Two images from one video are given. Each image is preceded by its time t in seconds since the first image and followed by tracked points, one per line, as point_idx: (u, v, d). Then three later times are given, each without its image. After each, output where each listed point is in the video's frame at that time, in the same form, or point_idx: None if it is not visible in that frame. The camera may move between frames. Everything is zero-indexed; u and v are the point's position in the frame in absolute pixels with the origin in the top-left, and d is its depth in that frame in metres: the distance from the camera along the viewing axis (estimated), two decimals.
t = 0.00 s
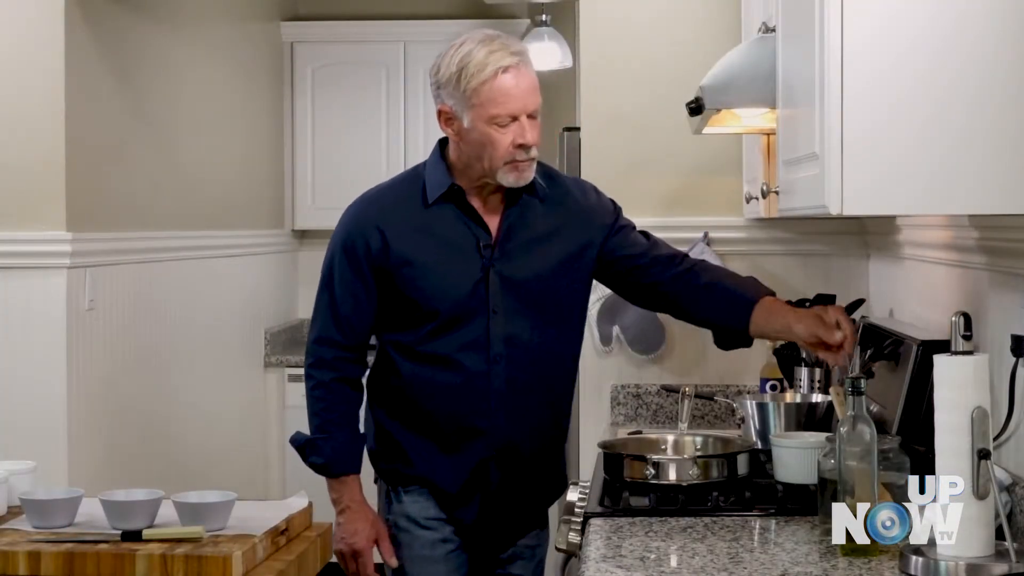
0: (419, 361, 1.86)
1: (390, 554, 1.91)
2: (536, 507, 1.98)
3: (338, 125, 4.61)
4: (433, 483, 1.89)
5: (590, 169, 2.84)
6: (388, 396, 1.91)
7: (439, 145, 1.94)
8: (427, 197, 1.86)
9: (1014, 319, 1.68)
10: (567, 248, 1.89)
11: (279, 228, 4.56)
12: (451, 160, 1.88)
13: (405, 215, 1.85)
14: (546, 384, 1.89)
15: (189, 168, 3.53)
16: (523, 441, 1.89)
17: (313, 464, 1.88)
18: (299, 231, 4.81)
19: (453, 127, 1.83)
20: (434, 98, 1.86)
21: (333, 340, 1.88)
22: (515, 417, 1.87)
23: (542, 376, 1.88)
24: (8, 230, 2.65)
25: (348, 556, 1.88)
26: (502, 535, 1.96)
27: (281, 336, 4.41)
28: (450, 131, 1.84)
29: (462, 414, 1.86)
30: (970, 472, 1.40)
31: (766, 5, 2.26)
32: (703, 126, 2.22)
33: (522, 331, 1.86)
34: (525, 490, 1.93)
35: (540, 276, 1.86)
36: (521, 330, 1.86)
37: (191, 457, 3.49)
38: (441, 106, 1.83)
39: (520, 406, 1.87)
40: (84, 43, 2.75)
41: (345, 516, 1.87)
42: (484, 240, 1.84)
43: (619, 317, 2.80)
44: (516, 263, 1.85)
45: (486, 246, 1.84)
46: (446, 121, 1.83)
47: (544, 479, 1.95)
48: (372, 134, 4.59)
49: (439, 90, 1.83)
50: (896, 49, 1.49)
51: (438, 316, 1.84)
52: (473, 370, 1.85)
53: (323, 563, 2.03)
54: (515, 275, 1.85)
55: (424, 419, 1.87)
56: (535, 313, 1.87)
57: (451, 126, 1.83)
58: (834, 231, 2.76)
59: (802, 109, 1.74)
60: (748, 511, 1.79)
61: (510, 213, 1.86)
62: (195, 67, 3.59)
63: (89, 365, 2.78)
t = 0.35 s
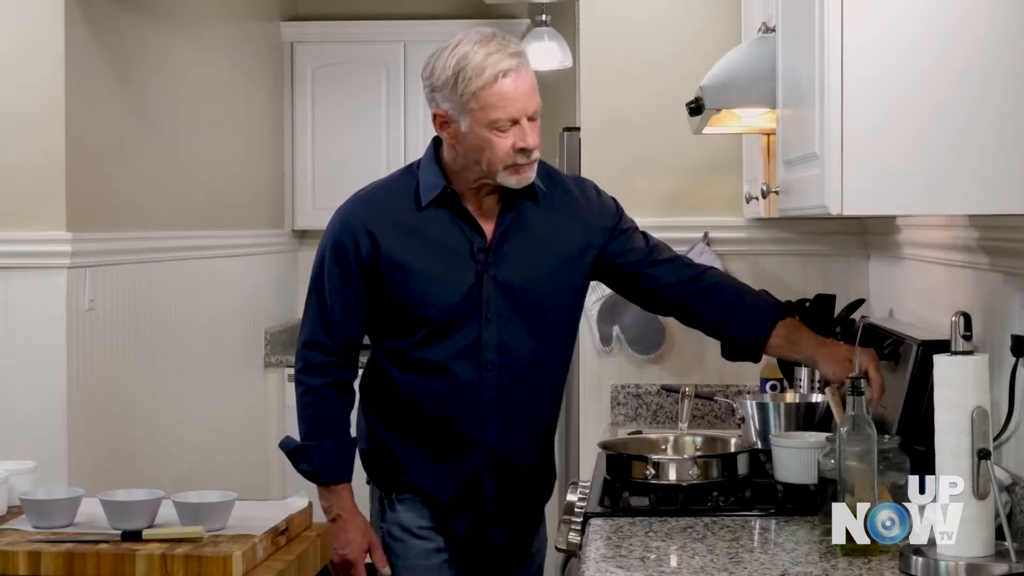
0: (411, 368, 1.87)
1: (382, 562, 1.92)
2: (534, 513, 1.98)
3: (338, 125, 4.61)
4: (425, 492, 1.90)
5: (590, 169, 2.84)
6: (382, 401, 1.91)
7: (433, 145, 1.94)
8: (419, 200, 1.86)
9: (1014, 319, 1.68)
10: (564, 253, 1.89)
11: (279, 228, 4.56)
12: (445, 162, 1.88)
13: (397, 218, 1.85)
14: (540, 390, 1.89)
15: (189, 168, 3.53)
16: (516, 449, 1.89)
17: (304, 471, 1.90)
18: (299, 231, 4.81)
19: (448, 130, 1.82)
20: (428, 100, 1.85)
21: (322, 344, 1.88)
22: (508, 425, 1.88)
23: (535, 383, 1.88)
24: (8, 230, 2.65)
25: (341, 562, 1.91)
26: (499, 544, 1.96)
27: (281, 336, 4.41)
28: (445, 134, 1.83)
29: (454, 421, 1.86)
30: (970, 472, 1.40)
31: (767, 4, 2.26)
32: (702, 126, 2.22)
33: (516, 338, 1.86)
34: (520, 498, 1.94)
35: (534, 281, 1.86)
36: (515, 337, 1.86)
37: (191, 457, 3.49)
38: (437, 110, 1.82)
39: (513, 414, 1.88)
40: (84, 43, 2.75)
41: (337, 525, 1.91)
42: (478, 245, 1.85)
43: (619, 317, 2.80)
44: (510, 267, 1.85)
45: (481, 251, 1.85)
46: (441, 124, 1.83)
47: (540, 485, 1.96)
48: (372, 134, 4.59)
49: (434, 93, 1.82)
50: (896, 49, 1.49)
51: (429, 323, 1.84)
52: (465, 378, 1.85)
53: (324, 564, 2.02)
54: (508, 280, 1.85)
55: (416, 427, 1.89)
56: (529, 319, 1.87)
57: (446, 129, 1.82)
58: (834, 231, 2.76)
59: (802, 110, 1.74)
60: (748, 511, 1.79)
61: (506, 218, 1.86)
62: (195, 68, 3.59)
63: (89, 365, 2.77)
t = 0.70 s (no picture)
0: (411, 371, 1.86)
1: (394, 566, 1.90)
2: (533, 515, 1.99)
3: (339, 125, 4.61)
4: (427, 498, 1.90)
5: (590, 169, 2.84)
6: (382, 403, 1.91)
7: (430, 144, 1.93)
8: (420, 201, 1.85)
9: (1014, 319, 1.68)
10: (566, 255, 1.89)
11: (279, 228, 4.56)
12: (444, 163, 1.87)
13: (398, 220, 1.84)
14: (541, 392, 1.90)
15: (189, 169, 3.53)
16: (517, 452, 1.90)
17: (309, 477, 1.86)
18: (299, 231, 4.81)
19: (457, 133, 1.80)
20: (437, 100, 1.82)
21: (320, 348, 1.86)
22: (510, 429, 1.88)
23: (537, 386, 1.89)
24: (8, 230, 2.65)
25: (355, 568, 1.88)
26: (501, 545, 1.97)
27: (281, 336, 4.41)
28: (452, 136, 1.81)
29: (455, 426, 1.86)
30: (970, 472, 1.40)
31: (767, 4, 2.26)
32: (703, 126, 2.22)
33: (517, 341, 1.86)
34: (521, 500, 1.95)
35: (535, 282, 1.87)
36: (517, 340, 1.86)
37: (191, 457, 3.49)
38: (448, 111, 1.79)
39: (515, 417, 1.88)
40: (84, 43, 2.75)
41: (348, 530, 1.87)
42: (482, 246, 1.85)
43: (619, 318, 2.79)
44: (512, 269, 1.85)
45: (482, 252, 1.85)
46: (451, 127, 1.80)
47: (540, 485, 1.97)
48: (372, 134, 4.59)
49: (446, 94, 1.79)
50: (896, 49, 1.49)
51: (430, 327, 1.84)
52: (467, 381, 1.85)
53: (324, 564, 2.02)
54: (510, 283, 1.85)
55: (417, 432, 1.88)
56: (530, 321, 1.87)
57: (455, 132, 1.80)
58: (834, 232, 2.76)
59: (802, 110, 1.74)
60: (748, 511, 1.79)
61: (507, 220, 1.86)
62: (194, 68, 3.59)
63: (89, 365, 2.77)
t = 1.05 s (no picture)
0: (417, 375, 1.86)
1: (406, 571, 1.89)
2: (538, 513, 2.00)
3: (339, 126, 4.61)
4: (435, 501, 1.89)
5: (590, 169, 2.84)
6: (385, 406, 1.91)
7: (425, 147, 1.92)
8: (422, 206, 1.85)
9: (1014, 319, 1.68)
10: (563, 252, 1.91)
11: (279, 228, 4.56)
12: (443, 167, 1.86)
13: (399, 224, 1.84)
14: (545, 389, 1.91)
15: (189, 169, 3.53)
16: (525, 449, 1.91)
17: (315, 489, 1.84)
18: (299, 231, 4.80)
19: (466, 139, 1.79)
20: (445, 104, 1.80)
21: (322, 357, 1.84)
22: (518, 427, 1.90)
23: (543, 383, 1.91)
24: (8, 229, 2.65)
25: None
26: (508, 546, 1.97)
27: (281, 336, 4.41)
28: (459, 142, 1.79)
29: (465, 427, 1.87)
30: (970, 472, 1.40)
31: (767, 4, 2.26)
32: (703, 126, 2.22)
33: (524, 340, 1.87)
34: (528, 497, 1.96)
35: (537, 280, 1.88)
36: (523, 339, 1.87)
37: (191, 456, 3.48)
38: (459, 118, 1.77)
39: (523, 415, 1.90)
40: (84, 43, 2.75)
41: (359, 541, 1.84)
42: (483, 247, 1.85)
43: (619, 317, 2.80)
44: (514, 270, 1.86)
45: (484, 253, 1.85)
46: (459, 133, 1.78)
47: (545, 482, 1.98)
48: (372, 135, 4.59)
49: (457, 100, 1.77)
50: (895, 49, 1.49)
51: (437, 330, 1.84)
52: (475, 382, 1.86)
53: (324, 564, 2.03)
54: (514, 282, 1.86)
55: (424, 435, 1.88)
56: (536, 318, 1.88)
57: (464, 138, 1.79)
58: (834, 232, 2.76)
59: (802, 110, 1.74)
60: (749, 511, 1.79)
61: (507, 221, 1.87)
62: (195, 67, 3.59)
63: (89, 364, 2.77)
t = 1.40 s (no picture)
0: (424, 374, 1.86)
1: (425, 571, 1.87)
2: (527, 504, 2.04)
3: (339, 126, 4.61)
4: (445, 497, 1.90)
5: (590, 169, 2.84)
6: (385, 406, 1.89)
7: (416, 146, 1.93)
8: (421, 206, 1.85)
9: (1014, 319, 1.68)
10: (545, 246, 1.98)
11: (279, 228, 4.56)
12: (438, 162, 1.88)
13: (401, 225, 1.82)
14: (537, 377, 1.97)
15: (189, 168, 3.53)
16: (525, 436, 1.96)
17: (331, 495, 1.79)
18: (299, 231, 4.80)
19: (465, 132, 1.80)
20: (444, 98, 1.81)
21: (332, 362, 1.80)
22: (521, 416, 1.94)
23: (536, 370, 1.96)
24: (8, 229, 2.65)
25: None
26: (502, 535, 2.01)
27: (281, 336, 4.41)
28: (457, 135, 1.80)
29: (473, 421, 1.88)
30: (970, 472, 1.40)
31: (767, 4, 2.26)
32: (703, 126, 2.21)
33: (522, 330, 1.92)
34: (523, 486, 2.00)
35: (528, 272, 1.94)
36: (521, 330, 1.92)
37: (191, 456, 3.48)
38: (459, 111, 1.78)
39: (523, 405, 1.94)
40: (84, 43, 2.75)
41: (378, 543, 1.82)
42: (481, 244, 1.88)
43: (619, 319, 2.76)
44: (509, 264, 1.91)
45: (484, 249, 1.88)
46: (458, 126, 1.79)
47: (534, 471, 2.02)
48: (372, 134, 4.59)
49: (458, 93, 1.78)
50: (896, 49, 1.49)
51: (445, 325, 1.85)
52: (482, 375, 1.88)
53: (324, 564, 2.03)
54: (511, 275, 1.91)
55: (432, 431, 1.88)
56: (530, 309, 1.93)
57: (463, 131, 1.80)
58: (834, 232, 2.76)
59: (802, 110, 1.74)
60: (749, 511, 1.79)
61: (500, 217, 1.91)
62: (195, 67, 3.59)
63: (89, 364, 2.77)
